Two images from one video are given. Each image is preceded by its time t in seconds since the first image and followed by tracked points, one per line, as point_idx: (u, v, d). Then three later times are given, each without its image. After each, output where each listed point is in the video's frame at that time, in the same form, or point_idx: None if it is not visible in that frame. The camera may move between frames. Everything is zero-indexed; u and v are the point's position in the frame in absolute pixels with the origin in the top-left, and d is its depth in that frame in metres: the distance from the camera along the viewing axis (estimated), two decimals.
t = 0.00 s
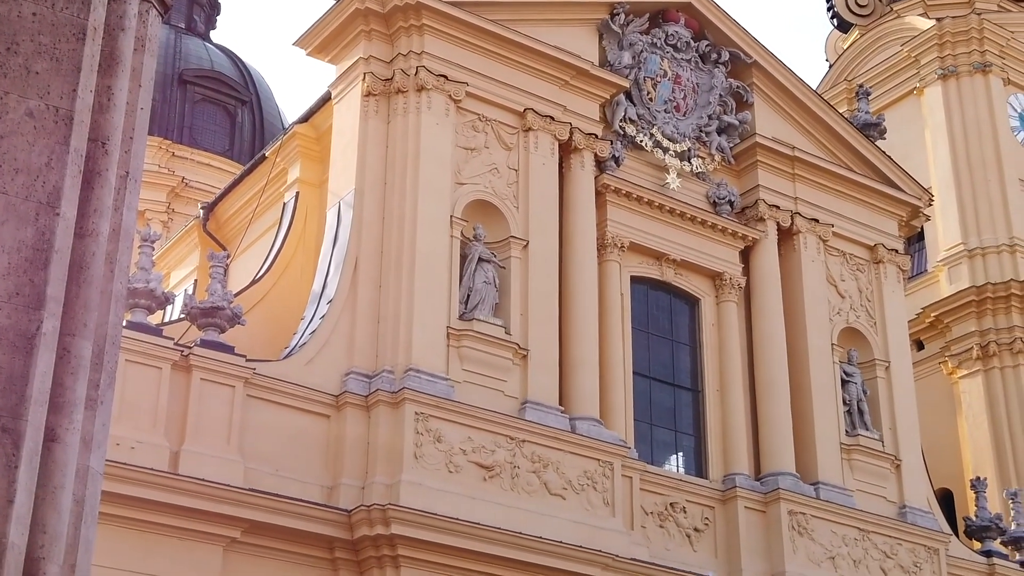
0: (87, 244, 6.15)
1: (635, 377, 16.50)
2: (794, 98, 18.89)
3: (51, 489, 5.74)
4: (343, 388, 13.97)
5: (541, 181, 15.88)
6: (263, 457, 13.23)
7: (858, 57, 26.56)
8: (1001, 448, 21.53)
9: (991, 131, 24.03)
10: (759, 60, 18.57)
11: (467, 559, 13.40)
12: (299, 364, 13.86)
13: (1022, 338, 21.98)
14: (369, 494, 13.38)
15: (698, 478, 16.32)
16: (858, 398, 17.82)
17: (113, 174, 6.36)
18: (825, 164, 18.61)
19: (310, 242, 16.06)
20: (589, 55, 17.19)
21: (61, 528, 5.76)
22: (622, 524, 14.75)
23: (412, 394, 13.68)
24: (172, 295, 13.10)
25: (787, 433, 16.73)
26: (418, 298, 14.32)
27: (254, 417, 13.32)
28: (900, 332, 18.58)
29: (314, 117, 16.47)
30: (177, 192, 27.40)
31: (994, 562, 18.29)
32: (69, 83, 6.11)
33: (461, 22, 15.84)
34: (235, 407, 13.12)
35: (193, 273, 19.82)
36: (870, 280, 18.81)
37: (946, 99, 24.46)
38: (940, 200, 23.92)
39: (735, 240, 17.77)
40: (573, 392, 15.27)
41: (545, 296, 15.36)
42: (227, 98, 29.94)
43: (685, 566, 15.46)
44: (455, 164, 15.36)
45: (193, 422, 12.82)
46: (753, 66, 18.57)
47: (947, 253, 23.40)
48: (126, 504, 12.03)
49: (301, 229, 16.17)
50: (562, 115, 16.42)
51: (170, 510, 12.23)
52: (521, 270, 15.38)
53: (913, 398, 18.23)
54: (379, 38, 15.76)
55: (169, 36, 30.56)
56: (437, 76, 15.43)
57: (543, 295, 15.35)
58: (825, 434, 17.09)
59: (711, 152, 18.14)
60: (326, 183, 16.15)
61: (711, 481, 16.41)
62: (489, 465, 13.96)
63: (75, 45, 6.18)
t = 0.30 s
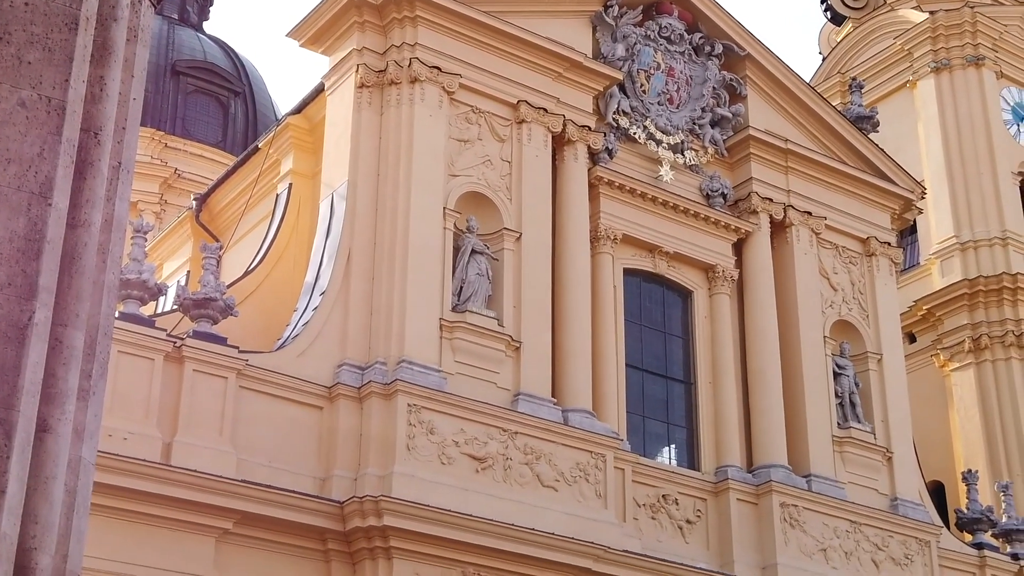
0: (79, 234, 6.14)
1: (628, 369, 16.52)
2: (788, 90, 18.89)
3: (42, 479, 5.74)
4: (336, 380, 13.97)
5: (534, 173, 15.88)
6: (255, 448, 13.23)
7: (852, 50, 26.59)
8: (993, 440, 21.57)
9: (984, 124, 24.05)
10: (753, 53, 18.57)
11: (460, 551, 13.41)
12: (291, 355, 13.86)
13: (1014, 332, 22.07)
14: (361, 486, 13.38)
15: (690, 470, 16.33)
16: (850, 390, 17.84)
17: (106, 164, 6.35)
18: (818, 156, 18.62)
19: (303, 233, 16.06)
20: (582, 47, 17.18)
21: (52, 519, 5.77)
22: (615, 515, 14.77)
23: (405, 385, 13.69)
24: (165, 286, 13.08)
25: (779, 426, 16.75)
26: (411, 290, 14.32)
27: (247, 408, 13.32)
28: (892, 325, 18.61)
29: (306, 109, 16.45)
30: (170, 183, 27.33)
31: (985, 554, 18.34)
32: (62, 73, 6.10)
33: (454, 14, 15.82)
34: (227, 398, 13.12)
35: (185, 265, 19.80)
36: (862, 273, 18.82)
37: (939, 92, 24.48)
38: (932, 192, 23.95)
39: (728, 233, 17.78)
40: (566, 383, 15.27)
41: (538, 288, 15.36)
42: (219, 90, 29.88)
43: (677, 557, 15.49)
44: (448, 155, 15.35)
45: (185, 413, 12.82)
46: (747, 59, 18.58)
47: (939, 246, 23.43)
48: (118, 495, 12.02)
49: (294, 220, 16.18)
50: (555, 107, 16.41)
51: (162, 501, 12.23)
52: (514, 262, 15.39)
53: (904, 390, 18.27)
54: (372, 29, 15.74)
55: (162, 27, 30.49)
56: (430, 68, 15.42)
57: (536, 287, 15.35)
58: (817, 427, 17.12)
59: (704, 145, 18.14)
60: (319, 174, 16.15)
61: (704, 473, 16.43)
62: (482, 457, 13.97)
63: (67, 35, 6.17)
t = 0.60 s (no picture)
0: (71, 224, 6.13)
1: (621, 361, 16.53)
2: (781, 82, 18.89)
3: (35, 469, 5.75)
4: (328, 371, 13.97)
5: (527, 165, 15.87)
6: (248, 439, 13.23)
7: (845, 42, 26.60)
8: (984, 432, 21.62)
9: (977, 116, 24.07)
10: (746, 45, 18.58)
11: (452, 542, 13.41)
12: (283, 346, 13.85)
13: (1006, 324, 22.06)
14: (354, 477, 13.39)
15: (683, 461, 16.35)
16: (842, 382, 17.88)
17: (98, 154, 6.34)
18: (811, 149, 18.63)
19: (297, 222, 16.04)
20: (576, 39, 17.18)
21: (45, 508, 5.78)
22: (607, 507, 14.78)
23: (398, 376, 13.70)
24: (157, 277, 13.07)
25: (771, 418, 16.78)
26: (404, 282, 14.32)
27: (240, 399, 13.31)
28: (885, 317, 18.63)
29: (300, 100, 16.43)
30: (163, 174, 27.31)
31: (977, 546, 18.38)
32: (55, 62, 6.10)
33: (448, 5, 15.80)
34: (220, 389, 13.11)
35: (178, 256, 19.78)
36: (855, 265, 18.84)
37: (932, 85, 24.49)
38: (925, 185, 23.98)
39: (721, 225, 17.80)
40: (559, 375, 15.28)
41: (531, 279, 15.36)
42: (212, 81, 29.80)
43: (669, 549, 15.51)
44: (442, 147, 15.35)
45: (177, 404, 12.81)
46: (740, 51, 18.59)
47: (932, 238, 23.47)
48: (110, 485, 12.02)
49: (288, 210, 16.16)
50: (548, 99, 16.40)
51: (155, 492, 12.23)
52: (507, 254, 15.38)
53: (896, 382, 18.29)
54: (365, 20, 15.72)
55: (155, 18, 30.40)
56: (424, 59, 15.40)
57: (529, 278, 15.35)
58: (810, 419, 17.15)
59: (698, 137, 18.14)
60: (313, 165, 16.14)
61: (696, 465, 16.45)
62: (475, 448, 13.97)
63: (60, 25, 6.17)
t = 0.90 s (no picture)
0: (64, 214, 6.13)
1: (614, 352, 16.55)
2: (775, 74, 18.87)
3: (27, 460, 5.76)
4: (322, 362, 13.96)
5: (520, 157, 15.86)
6: (241, 431, 13.23)
7: (838, 35, 26.62)
8: (977, 424, 21.65)
9: (971, 109, 24.08)
10: (740, 37, 18.59)
11: (445, 533, 13.41)
12: (277, 338, 13.85)
13: (999, 316, 22.13)
14: (347, 468, 13.39)
15: (675, 453, 16.37)
16: (835, 374, 17.92)
17: (91, 144, 6.32)
18: (804, 141, 18.63)
19: (290, 214, 16.04)
20: (570, 30, 17.16)
21: (37, 499, 5.78)
22: (600, 499, 14.80)
23: (391, 368, 13.70)
24: (151, 268, 13.04)
25: (764, 410, 16.80)
26: (397, 273, 14.31)
27: (233, 390, 13.31)
28: (878, 310, 18.65)
29: (293, 90, 16.41)
30: (156, 164, 27.27)
31: (968, 538, 18.43)
32: (47, 52, 6.11)
33: None
34: (213, 380, 13.10)
35: (171, 247, 19.77)
36: (848, 258, 18.85)
37: (925, 78, 24.51)
38: (919, 178, 24.00)
39: (714, 217, 17.81)
40: (552, 367, 15.30)
41: (524, 271, 15.36)
42: (205, 71, 29.71)
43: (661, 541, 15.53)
44: (435, 138, 15.34)
45: (170, 395, 12.80)
46: (734, 43, 18.59)
47: (925, 231, 23.49)
48: (103, 476, 12.01)
49: (281, 201, 16.13)
50: (542, 90, 16.39)
51: (148, 483, 12.22)
52: (500, 245, 15.38)
53: (889, 374, 18.33)
54: (359, 11, 15.70)
55: (148, 7, 30.32)
56: (418, 50, 15.38)
57: (522, 269, 15.35)
58: (802, 411, 17.17)
59: (691, 129, 18.14)
60: (306, 156, 16.12)
61: (689, 456, 16.47)
62: (468, 440, 13.98)
63: (52, 14, 6.18)
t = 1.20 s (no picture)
0: (57, 205, 6.14)
1: (607, 344, 16.56)
2: (768, 67, 18.88)
3: (20, 450, 5.78)
4: (315, 354, 13.96)
5: (514, 149, 15.86)
6: (234, 422, 13.23)
7: (831, 28, 26.60)
8: (969, 416, 21.69)
9: (964, 102, 24.09)
10: (734, 30, 18.59)
11: (438, 525, 13.42)
12: (270, 329, 13.85)
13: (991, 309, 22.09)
14: (340, 459, 13.40)
15: (668, 445, 16.39)
16: (828, 366, 17.93)
17: (84, 135, 6.33)
18: (798, 133, 18.65)
19: (283, 205, 16.02)
20: (565, 22, 17.16)
21: (30, 489, 5.81)
22: (593, 490, 14.81)
23: (384, 360, 13.70)
24: (144, 259, 13.03)
25: (758, 402, 16.83)
26: (391, 265, 14.31)
27: (226, 381, 13.31)
28: (871, 302, 18.68)
29: (287, 82, 16.38)
30: (149, 155, 27.43)
31: (961, 530, 18.47)
32: (41, 42, 6.11)
33: None
34: (207, 371, 13.10)
35: (165, 238, 19.77)
36: (842, 251, 18.87)
37: (919, 71, 24.52)
38: (912, 171, 24.02)
39: (708, 209, 17.82)
40: (546, 359, 15.31)
41: (518, 262, 15.37)
42: (199, 62, 29.63)
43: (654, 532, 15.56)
44: (429, 130, 15.33)
45: (164, 386, 12.80)
46: (728, 35, 18.60)
47: (918, 224, 23.53)
48: (96, 467, 12.01)
49: (274, 192, 16.13)
50: (536, 82, 16.37)
51: (141, 474, 12.22)
52: (494, 237, 15.38)
53: (882, 367, 18.36)
54: (353, 2, 15.68)
55: None
56: (412, 42, 15.37)
57: (516, 261, 15.36)
58: (795, 403, 17.20)
59: (685, 121, 18.14)
60: (300, 147, 16.10)
61: (682, 448, 16.49)
62: (461, 432, 13.99)
63: (46, 4, 6.18)
